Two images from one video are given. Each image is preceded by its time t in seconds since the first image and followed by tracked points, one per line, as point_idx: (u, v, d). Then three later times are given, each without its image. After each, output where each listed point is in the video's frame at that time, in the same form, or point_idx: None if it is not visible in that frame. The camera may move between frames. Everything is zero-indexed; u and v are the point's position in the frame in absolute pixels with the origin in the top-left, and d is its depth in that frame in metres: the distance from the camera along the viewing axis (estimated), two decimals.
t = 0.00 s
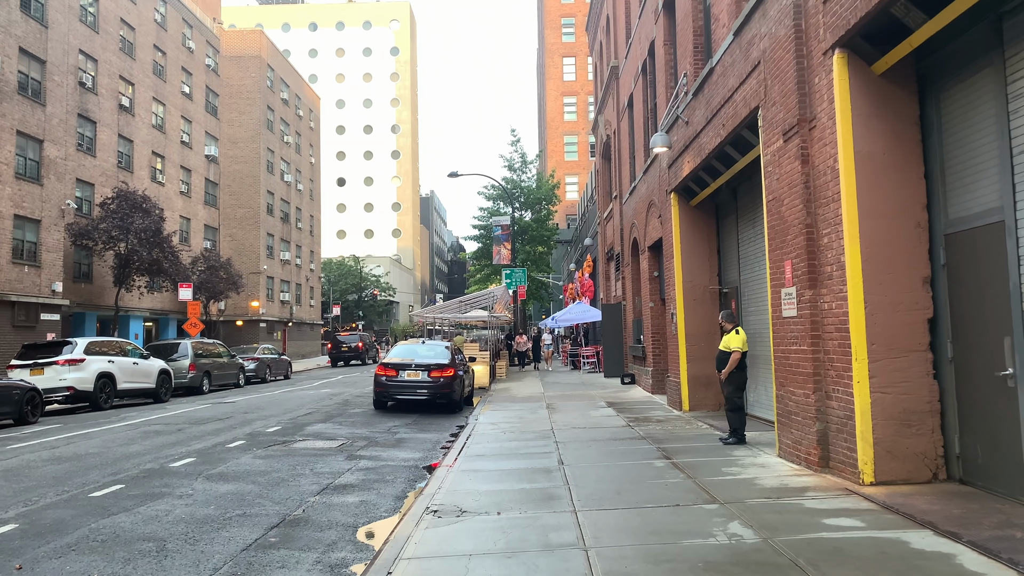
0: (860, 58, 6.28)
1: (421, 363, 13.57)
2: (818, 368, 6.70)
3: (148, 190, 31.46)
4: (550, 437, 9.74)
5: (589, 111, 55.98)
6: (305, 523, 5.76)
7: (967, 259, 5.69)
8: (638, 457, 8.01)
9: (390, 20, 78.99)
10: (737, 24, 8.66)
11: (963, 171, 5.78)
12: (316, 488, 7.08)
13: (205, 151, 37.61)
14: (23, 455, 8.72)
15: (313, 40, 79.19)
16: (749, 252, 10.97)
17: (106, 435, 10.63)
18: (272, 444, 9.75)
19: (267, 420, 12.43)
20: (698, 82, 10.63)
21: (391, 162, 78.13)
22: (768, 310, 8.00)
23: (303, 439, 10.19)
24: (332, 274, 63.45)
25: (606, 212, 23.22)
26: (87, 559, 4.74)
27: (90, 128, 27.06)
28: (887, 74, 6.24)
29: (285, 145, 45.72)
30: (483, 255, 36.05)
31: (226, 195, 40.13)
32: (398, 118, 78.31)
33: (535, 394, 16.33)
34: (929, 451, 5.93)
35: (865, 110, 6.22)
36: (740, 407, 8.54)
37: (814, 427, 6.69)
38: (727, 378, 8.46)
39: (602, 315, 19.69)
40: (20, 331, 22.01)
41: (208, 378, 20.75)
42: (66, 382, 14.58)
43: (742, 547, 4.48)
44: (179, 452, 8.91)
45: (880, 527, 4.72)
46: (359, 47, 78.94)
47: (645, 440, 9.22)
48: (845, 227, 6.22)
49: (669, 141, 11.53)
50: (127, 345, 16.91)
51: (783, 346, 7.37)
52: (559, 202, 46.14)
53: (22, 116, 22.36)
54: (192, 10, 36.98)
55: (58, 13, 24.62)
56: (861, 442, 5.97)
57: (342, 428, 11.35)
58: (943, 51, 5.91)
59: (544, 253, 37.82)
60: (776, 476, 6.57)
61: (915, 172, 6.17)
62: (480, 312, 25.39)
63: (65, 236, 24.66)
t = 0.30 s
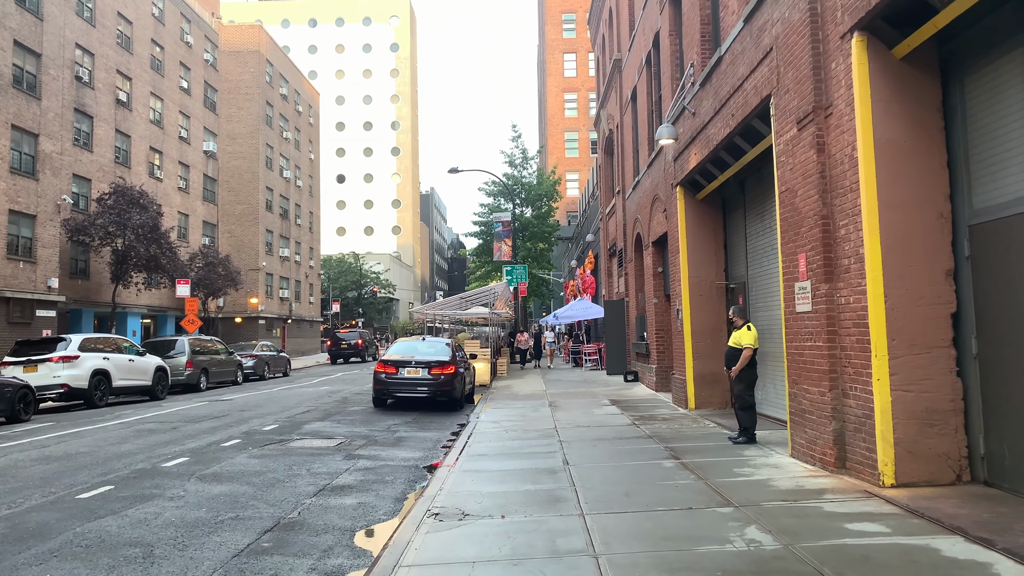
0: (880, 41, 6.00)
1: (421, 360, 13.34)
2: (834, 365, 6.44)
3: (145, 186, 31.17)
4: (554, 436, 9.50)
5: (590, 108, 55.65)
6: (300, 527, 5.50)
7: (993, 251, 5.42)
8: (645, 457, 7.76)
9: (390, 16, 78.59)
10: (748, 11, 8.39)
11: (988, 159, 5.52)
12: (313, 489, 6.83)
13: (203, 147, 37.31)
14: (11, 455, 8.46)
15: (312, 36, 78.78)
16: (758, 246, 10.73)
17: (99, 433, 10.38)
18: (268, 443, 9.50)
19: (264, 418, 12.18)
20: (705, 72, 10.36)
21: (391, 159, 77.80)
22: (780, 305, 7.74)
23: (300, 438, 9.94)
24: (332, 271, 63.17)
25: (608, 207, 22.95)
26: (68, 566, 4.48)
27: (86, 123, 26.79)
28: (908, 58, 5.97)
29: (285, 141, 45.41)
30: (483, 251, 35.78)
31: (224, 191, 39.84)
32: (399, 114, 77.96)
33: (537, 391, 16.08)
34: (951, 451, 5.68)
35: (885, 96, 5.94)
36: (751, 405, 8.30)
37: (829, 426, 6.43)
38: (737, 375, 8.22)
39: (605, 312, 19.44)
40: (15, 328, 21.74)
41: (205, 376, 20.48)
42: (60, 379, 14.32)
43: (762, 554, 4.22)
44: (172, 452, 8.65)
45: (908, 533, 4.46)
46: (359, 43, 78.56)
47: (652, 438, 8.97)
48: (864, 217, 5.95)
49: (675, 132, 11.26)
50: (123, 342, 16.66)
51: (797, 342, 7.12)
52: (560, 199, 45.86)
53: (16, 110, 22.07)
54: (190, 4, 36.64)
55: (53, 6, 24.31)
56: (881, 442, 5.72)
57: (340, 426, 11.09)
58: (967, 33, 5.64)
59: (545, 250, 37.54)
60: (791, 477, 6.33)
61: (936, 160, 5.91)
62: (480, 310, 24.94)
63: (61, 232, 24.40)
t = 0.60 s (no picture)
0: (898, 28, 5.75)
1: (421, 358, 13.11)
2: (849, 365, 6.22)
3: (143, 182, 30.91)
4: (556, 436, 9.28)
5: (590, 104, 55.31)
6: (295, 534, 5.28)
7: (1016, 247, 5.20)
8: (652, 459, 7.54)
9: (390, 12, 78.24)
10: None
11: (1011, 151, 5.29)
12: (309, 493, 6.60)
13: (201, 143, 37.02)
14: None
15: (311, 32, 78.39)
16: (764, 243, 10.52)
17: (92, 433, 10.15)
18: (265, 444, 9.28)
19: (261, 418, 11.94)
20: (711, 64, 10.12)
21: (391, 155, 77.47)
22: (790, 303, 7.52)
23: (297, 438, 9.72)
24: (331, 268, 62.91)
25: (610, 204, 22.71)
26: None
27: (83, 119, 26.53)
28: (927, 46, 5.72)
29: (283, 137, 45.11)
30: (484, 248, 35.52)
31: (223, 187, 39.56)
32: (398, 111, 77.63)
33: (538, 390, 15.88)
34: (973, 455, 5.46)
35: (904, 86, 5.71)
36: (760, 405, 8.08)
37: (844, 429, 6.21)
38: (746, 375, 8.02)
39: (607, 309, 19.20)
40: (11, 325, 21.51)
41: (203, 374, 20.26)
42: (54, 377, 14.09)
43: (782, 566, 4.00)
44: (166, 454, 8.43)
45: (933, 543, 4.25)
46: (359, 40, 78.20)
47: (658, 440, 8.75)
48: (881, 212, 5.72)
49: (680, 126, 11.02)
50: (118, 339, 16.44)
51: (809, 341, 6.89)
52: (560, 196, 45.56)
53: (11, 105, 21.81)
54: None
55: None
56: (899, 446, 5.51)
57: (338, 426, 10.87)
58: (990, 20, 5.39)
59: (545, 247, 37.31)
60: (804, 482, 6.11)
61: (956, 153, 5.68)
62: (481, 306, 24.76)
63: (57, 228, 24.15)
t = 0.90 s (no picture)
0: (915, 11, 5.49)
1: (418, 356, 12.88)
2: (862, 363, 5.99)
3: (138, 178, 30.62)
4: (557, 436, 9.04)
5: (590, 101, 55.02)
6: (285, 540, 5.04)
7: None
8: (656, 460, 7.31)
9: (389, 8, 77.88)
10: None
11: None
12: (302, 495, 6.36)
13: (198, 139, 36.72)
14: None
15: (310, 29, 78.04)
16: (770, 238, 10.30)
17: (81, 432, 9.91)
18: (258, 443, 9.03)
19: (255, 416, 11.70)
20: (716, 54, 9.88)
21: (390, 153, 77.13)
22: (799, 299, 7.28)
23: (291, 438, 9.48)
24: (329, 265, 62.64)
25: (610, 200, 22.46)
26: None
27: (78, 114, 26.24)
28: (946, 30, 5.46)
29: (281, 134, 44.81)
30: (483, 245, 35.29)
31: (219, 184, 39.27)
32: (397, 108, 77.30)
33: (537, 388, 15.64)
34: (994, 457, 5.23)
35: (922, 71, 5.44)
36: (767, 404, 7.86)
37: (857, 429, 5.98)
38: (752, 373, 7.79)
39: (607, 307, 18.97)
40: (3, 322, 21.25)
41: (198, 371, 20.01)
42: (45, 375, 13.83)
43: None
44: (155, 454, 8.18)
45: (957, 552, 4.02)
46: (357, 36, 77.82)
47: (661, 439, 8.52)
48: (898, 202, 5.47)
49: (684, 117, 10.74)
50: (112, 336, 16.19)
51: (819, 338, 6.66)
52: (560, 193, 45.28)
53: (4, 99, 21.52)
54: None
55: None
56: (916, 447, 5.28)
57: (334, 425, 10.63)
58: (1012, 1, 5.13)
59: (544, 243, 37.04)
60: (815, 484, 5.89)
61: (976, 141, 5.43)
62: (479, 303, 24.53)
63: (51, 224, 23.88)
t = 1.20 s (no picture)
0: None
1: (418, 357, 12.64)
2: (879, 367, 5.75)
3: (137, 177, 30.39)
4: (560, 440, 8.79)
5: (591, 100, 54.73)
6: (277, 553, 4.81)
7: None
8: (663, 466, 7.06)
9: (389, 7, 77.60)
10: None
11: None
12: (295, 504, 6.11)
13: (197, 138, 36.48)
14: None
15: (309, 28, 77.85)
16: (778, 237, 10.06)
17: (72, 436, 9.67)
18: (253, 448, 8.79)
19: (251, 419, 11.46)
20: (722, 48, 9.63)
21: (390, 152, 76.88)
22: (811, 299, 7.03)
23: (287, 442, 9.24)
24: (330, 265, 62.46)
25: (612, 199, 22.22)
26: None
27: (75, 112, 26.01)
28: (968, 19, 5.20)
29: (280, 132, 44.57)
30: (483, 245, 35.08)
31: (218, 183, 39.05)
32: (398, 107, 77.06)
33: (539, 390, 15.39)
34: (1021, 467, 4.99)
35: (942, 62, 5.20)
36: (777, 409, 7.60)
37: (874, 436, 5.75)
38: (761, 376, 7.55)
39: (610, 307, 18.74)
40: None
41: (195, 372, 19.78)
42: (39, 376, 13.58)
43: None
44: (146, 459, 7.94)
45: (989, 571, 3.78)
46: (357, 35, 77.57)
47: (667, 444, 8.27)
48: (919, 199, 5.23)
49: (690, 113, 10.49)
50: (107, 337, 15.94)
51: (833, 341, 6.42)
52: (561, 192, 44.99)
53: None
54: None
55: None
56: (938, 456, 5.04)
57: (331, 428, 10.39)
58: None
59: (545, 243, 36.76)
60: (830, 494, 5.65)
61: (1000, 134, 5.19)
62: (480, 303, 24.29)
63: (47, 223, 23.66)
